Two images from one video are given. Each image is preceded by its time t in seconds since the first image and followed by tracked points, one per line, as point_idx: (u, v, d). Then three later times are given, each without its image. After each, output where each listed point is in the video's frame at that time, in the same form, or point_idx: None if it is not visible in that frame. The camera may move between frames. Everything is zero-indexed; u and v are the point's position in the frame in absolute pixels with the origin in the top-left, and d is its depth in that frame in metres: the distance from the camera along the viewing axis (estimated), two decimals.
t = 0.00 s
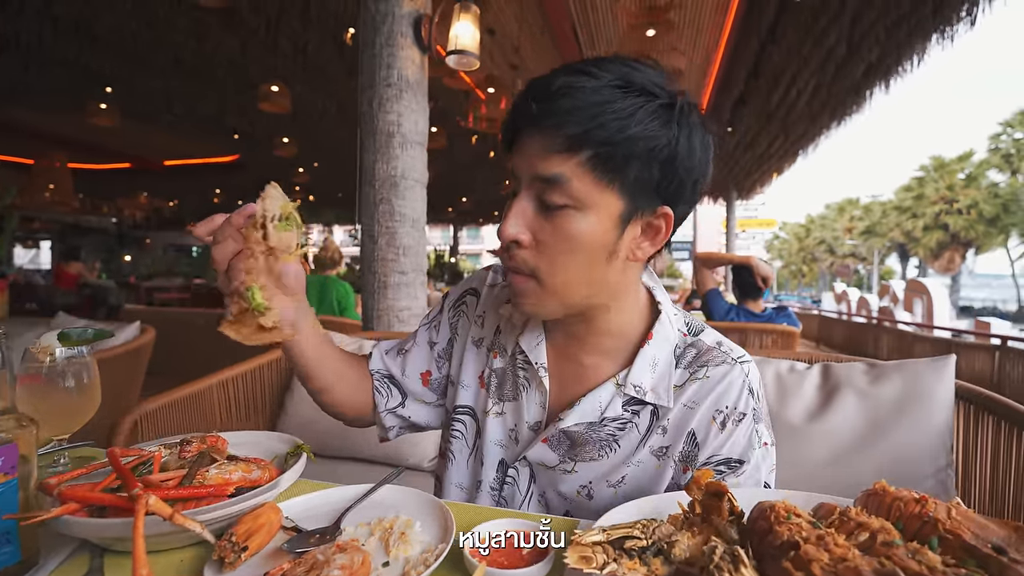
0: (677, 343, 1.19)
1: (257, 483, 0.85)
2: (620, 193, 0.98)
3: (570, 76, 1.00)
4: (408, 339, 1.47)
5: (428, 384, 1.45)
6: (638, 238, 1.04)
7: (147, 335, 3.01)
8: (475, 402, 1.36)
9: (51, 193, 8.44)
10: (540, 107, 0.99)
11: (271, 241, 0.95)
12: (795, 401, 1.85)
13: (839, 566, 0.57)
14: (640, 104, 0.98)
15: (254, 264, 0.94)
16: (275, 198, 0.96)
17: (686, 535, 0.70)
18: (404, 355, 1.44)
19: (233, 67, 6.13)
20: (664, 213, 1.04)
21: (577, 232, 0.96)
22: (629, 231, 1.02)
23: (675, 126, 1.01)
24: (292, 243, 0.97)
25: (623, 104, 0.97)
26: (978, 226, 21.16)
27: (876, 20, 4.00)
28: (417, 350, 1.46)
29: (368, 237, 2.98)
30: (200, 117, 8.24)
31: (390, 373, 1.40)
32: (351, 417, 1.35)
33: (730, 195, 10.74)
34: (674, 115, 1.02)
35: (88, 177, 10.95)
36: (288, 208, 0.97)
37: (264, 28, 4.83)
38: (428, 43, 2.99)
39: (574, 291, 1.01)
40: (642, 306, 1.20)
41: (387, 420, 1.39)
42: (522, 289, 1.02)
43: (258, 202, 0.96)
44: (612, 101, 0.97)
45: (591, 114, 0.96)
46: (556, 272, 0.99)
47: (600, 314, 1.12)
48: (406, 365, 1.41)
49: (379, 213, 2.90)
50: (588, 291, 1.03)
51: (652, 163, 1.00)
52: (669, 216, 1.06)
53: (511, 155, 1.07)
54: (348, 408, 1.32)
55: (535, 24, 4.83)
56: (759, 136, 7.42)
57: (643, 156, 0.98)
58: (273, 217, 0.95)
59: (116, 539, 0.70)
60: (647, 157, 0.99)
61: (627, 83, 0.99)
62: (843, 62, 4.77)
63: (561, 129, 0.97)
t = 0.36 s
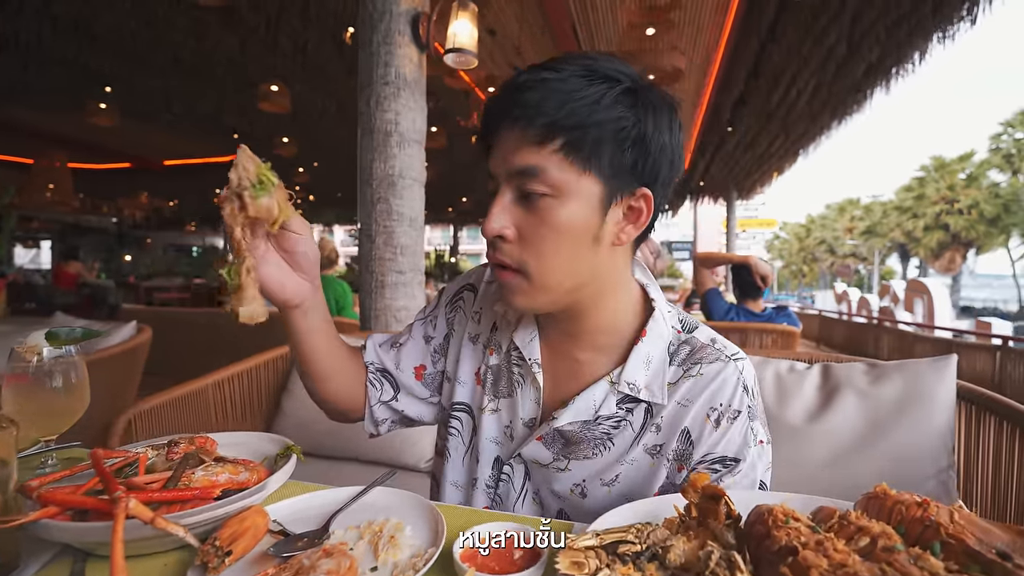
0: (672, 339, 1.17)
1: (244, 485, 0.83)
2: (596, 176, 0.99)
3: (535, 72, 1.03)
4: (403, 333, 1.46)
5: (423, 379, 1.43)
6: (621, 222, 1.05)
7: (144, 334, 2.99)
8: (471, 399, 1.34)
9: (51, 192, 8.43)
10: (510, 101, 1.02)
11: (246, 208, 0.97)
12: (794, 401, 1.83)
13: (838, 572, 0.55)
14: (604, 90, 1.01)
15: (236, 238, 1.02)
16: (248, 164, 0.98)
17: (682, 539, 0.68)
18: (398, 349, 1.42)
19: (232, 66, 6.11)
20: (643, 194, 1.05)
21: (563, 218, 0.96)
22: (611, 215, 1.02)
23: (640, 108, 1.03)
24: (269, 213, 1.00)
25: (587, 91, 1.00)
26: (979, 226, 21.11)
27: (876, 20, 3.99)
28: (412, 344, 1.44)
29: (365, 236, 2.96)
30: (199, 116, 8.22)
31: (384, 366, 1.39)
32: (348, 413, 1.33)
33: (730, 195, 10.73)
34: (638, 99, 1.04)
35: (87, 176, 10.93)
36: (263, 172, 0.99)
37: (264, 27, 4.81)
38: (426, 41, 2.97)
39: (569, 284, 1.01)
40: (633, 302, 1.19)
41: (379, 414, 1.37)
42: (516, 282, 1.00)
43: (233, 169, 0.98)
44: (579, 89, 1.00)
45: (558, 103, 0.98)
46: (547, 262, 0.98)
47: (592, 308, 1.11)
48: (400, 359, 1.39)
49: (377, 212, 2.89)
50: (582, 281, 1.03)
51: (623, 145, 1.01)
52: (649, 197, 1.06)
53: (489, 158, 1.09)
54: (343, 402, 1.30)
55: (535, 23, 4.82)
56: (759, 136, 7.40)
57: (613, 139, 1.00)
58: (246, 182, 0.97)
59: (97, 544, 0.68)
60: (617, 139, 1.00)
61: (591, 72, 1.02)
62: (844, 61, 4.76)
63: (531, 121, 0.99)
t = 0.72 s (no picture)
0: (674, 340, 1.15)
1: (236, 490, 0.81)
2: (598, 165, 0.99)
3: (531, 64, 1.02)
4: (398, 332, 1.43)
5: (418, 378, 1.41)
6: (622, 214, 1.04)
7: (141, 335, 2.97)
8: (470, 401, 1.32)
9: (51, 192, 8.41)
10: (509, 91, 1.01)
11: (239, 194, 0.93)
12: (797, 403, 1.79)
13: None
14: (602, 81, 1.01)
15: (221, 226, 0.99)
16: (242, 148, 0.94)
17: (686, 549, 0.66)
18: (394, 348, 1.40)
19: (232, 65, 6.09)
20: (643, 184, 1.05)
21: (566, 211, 0.95)
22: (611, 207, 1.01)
23: (638, 99, 1.04)
24: (264, 200, 0.96)
25: (586, 81, 1.00)
26: (980, 226, 21.02)
27: (878, 19, 3.97)
28: (407, 344, 1.42)
29: (364, 236, 2.94)
30: (199, 116, 8.20)
31: (379, 366, 1.37)
32: (342, 413, 1.31)
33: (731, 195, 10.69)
34: (635, 91, 1.05)
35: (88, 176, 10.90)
36: (257, 156, 0.95)
37: (263, 26, 4.80)
38: (426, 40, 2.94)
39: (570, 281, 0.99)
40: (634, 301, 1.17)
41: (373, 414, 1.35)
42: (515, 281, 0.98)
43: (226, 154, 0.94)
44: (578, 80, 0.99)
45: (557, 93, 0.98)
46: (548, 258, 0.96)
47: (593, 307, 1.09)
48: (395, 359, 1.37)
49: (376, 211, 2.87)
50: (583, 279, 1.01)
51: (623, 136, 1.01)
52: (649, 188, 1.06)
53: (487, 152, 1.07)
54: (336, 401, 1.28)
55: (535, 24, 4.81)
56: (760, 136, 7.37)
57: (613, 129, 1.00)
58: (240, 168, 0.93)
59: (83, 553, 0.66)
60: (617, 130, 1.00)
61: (588, 62, 1.02)
62: (845, 61, 4.73)
63: (532, 110, 0.98)
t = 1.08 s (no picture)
0: (679, 342, 1.12)
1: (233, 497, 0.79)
2: (608, 159, 0.97)
3: (541, 57, 1.02)
4: (397, 335, 1.41)
5: (418, 382, 1.39)
6: (631, 210, 1.02)
7: (140, 335, 2.95)
8: (470, 406, 1.30)
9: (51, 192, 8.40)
10: (518, 84, 1.00)
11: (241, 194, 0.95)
12: (802, 405, 1.76)
13: None
14: (612, 75, 1.00)
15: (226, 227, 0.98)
16: (243, 146, 0.95)
17: (696, 560, 0.64)
18: (393, 351, 1.38)
19: (232, 65, 6.07)
20: (652, 181, 1.04)
21: (576, 206, 0.93)
22: (622, 203, 1.00)
23: (647, 94, 1.03)
24: (265, 199, 0.96)
25: (598, 74, 1.00)
26: (981, 226, 20.95)
27: (879, 19, 3.95)
28: (407, 347, 1.40)
29: (364, 236, 2.91)
30: (199, 115, 8.18)
31: (377, 369, 1.34)
32: (340, 419, 1.30)
33: (732, 194, 10.69)
34: (644, 86, 1.04)
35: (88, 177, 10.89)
36: (259, 155, 0.96)
37: (263, 25, 4.77)
38: (426, 39, 2.92)
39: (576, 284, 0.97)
40: (639, 302, 1.15)
41: (371, 418, 1.33)
42: (520, 281, 0.96)
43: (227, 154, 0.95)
44: (588, 73, 0.99)
45: (569, 85, 0.97)
46: (557, 254, 0.94)
47: (597, 308, 1.08)
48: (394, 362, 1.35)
49: (376, 211, 2.84)
50: (590, 280, 0.99)
51: (634, 130, 1.00)
52: (657, 184, 1.05)
53: (492, 149, 1.06)
54: (331, 406, 1.26)
55: (536, 24, 4.80)
56: (761, 136, 7.34)
57: (625, 123, 0.99)
58: (242, 166, 0.94)
59: (70, 565, 0.64)
60: (628, 124, 0.99)
61: (597, 56, 1.02)
62: (847, 61, 4.71)
63: (542, 103, 0.97)
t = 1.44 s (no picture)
0: (683, 345, 1.10)
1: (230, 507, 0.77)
2: (646, 157, 1.00)
3: (580, 47, 1.03)
4: (395, 341, 1.39)
5: (416, 389, 1.37)
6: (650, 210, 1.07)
7: (139, 337, 2.93)
8: (470, 412, 1.28)
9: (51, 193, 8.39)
10: (564, 71, 0.99)
11: (251, 203, 0.92)
12: (808, 409, 1.73)
13: None
14: (644, 76, 1.05)
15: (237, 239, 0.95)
16: (254, 154, 0.93)
17: None
18: (391, 358, 1.36)
19: (232, 65, 6.05)
20: (667, 182, 1.10)
21: (621, 200, 0.95)
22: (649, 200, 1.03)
23: (669, 99, 1.10)
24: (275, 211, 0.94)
25: (636, 73, 1.04)
26: (982, 226, 20.88)
27: (882, 18, 3.92)
28: (405, 353, 1.37)
29: (364, 236, 2.88)
30: (199, 115, 8.16)
31: (375, 377, 1.32)
32: (338, 428, 1.28)
33: (732, 194, 10.66)
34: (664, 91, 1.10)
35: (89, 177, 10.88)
36: (270, 163, 0.94)
37: (263, 25, 4.75)
38: (426, 39, 2.90)
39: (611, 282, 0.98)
40: (642, 304, 1.13)
41: (370, 427, 1.31)
42: (563, 274, 0.93)
43: (237, 163, 0.93)
44: (629, 70, 1.02)
45: (616, 79, 1.00)
46: (601, 247, 0.94)
47: (608, 310, 1.06)
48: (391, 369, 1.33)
49: (377, 211, 2.82)
50: (619, 277, 1.00)
51: (662, 130, 1.05)
52: (668, 188, 1.12)
53: (513, 139, 1.02)
54: (328, 415, 1.24)
55: (537, 24, 4.78)
56: (763, 136, 7.31)
57: (657, 123, 1.03)
58: (253, 175, 0.92)
59: None
60: (659, 124, 1.03)
61: (629, 56, 1.06)
62: (849, 60, 4.68)
63: (592, 93, 0.97)
